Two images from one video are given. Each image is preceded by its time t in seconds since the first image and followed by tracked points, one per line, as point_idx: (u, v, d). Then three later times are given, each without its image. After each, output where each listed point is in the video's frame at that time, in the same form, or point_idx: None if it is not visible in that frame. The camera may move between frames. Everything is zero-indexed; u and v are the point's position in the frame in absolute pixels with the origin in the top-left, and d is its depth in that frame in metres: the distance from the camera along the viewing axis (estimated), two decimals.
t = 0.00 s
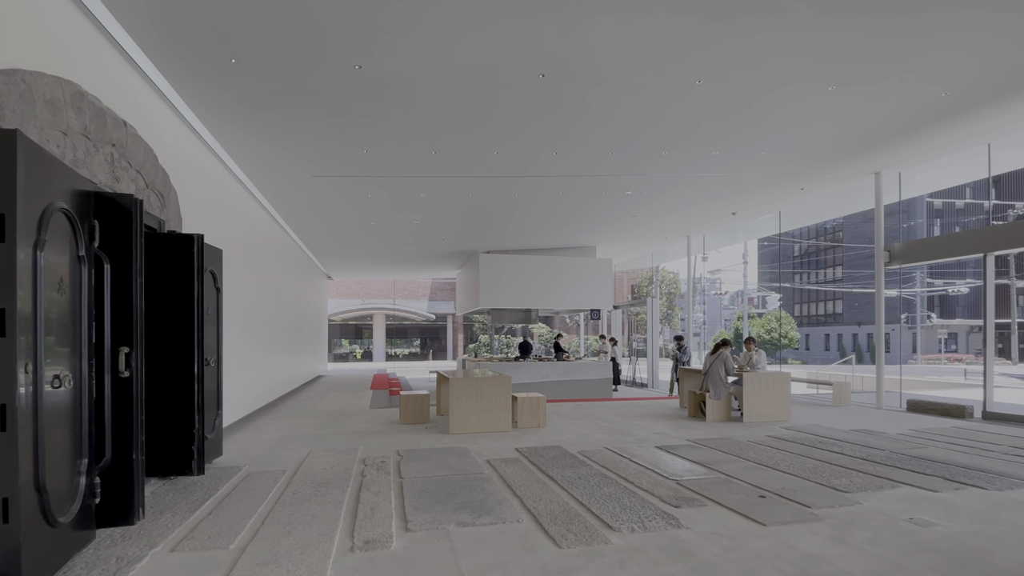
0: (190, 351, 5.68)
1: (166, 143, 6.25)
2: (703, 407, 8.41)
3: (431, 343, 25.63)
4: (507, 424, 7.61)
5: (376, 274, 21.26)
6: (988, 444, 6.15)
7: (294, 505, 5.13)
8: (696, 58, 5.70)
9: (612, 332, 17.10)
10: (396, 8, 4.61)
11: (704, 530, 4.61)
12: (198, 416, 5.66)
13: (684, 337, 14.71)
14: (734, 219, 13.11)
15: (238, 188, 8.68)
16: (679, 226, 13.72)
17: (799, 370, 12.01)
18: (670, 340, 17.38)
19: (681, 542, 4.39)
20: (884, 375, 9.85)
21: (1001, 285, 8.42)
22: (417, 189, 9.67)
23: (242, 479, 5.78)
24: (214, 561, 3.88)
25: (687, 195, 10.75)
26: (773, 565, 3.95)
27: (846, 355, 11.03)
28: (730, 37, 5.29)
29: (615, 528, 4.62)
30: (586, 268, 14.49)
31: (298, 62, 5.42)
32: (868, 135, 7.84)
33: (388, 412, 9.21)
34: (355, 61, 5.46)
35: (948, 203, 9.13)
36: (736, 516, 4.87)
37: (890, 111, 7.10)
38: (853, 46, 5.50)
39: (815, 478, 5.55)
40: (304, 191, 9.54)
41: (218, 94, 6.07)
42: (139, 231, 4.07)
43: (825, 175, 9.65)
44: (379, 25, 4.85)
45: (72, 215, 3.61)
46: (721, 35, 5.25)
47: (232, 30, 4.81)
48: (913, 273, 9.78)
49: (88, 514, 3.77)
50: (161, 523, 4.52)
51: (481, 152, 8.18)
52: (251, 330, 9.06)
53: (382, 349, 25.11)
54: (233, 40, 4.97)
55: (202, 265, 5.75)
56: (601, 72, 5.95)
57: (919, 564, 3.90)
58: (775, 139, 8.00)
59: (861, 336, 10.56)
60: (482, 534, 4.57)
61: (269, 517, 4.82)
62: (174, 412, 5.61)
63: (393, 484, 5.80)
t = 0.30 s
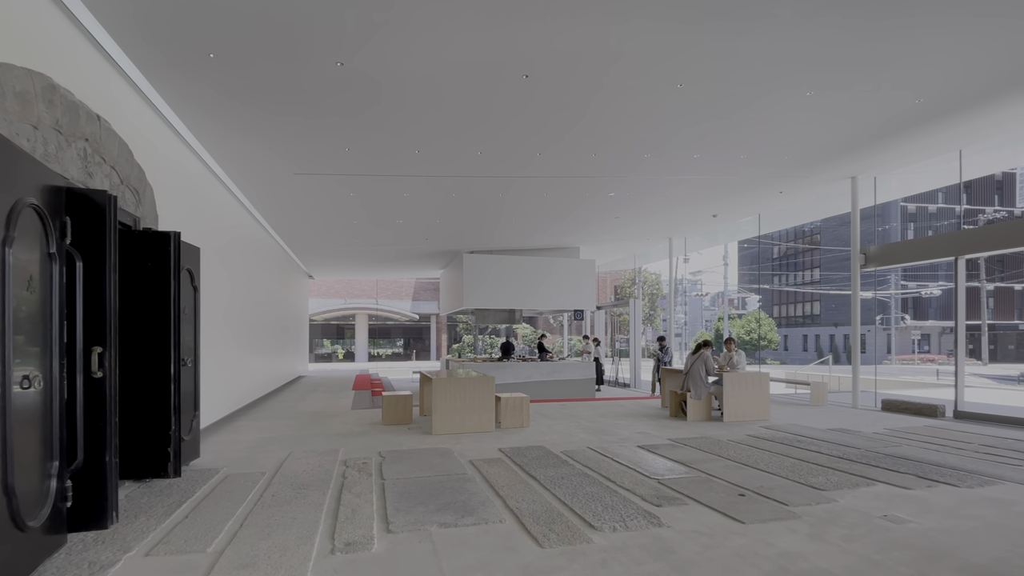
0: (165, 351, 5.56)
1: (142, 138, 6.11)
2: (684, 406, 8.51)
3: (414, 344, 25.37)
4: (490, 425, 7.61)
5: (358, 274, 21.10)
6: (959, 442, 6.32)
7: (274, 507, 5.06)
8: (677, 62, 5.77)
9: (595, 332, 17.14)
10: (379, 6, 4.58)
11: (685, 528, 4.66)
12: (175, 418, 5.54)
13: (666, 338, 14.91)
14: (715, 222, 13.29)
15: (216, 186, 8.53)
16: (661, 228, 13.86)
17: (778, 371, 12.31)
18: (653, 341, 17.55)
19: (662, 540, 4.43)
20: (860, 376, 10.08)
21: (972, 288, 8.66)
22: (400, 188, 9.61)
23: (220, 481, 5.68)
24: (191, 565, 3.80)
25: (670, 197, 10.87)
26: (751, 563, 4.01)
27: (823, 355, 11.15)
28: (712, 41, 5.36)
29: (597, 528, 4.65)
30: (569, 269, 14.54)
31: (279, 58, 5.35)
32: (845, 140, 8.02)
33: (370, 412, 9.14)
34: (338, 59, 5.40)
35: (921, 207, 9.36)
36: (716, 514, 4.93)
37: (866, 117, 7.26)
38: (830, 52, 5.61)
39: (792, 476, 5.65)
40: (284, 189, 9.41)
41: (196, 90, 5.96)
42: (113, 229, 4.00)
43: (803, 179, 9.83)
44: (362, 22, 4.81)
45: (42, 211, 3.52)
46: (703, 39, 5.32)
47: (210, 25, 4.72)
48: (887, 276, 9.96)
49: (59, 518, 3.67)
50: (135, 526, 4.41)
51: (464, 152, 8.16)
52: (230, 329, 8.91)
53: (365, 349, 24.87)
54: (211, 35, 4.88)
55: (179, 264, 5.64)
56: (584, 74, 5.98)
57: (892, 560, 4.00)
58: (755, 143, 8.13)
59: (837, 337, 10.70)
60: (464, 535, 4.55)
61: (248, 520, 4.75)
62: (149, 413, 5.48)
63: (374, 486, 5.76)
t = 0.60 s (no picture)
0: (138, 351, 5.43)
1: (115, 133, 5.96)
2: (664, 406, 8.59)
3: (395, 343, 25.46)
4: (472, 425, 7.59)
5: (339, 273, 20.89)
6: (931, 441, 6.49)
7: (251, 510, 4.98)
8: (659, 65, 5.82)
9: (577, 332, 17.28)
10: (360, 3, 4.54)
11: (664, 527, 4.71)
12: (148, 420, 5.41)
13: (647, 338, 15.05)
14: (695, 224, 13.47)
15: (192, 182, 8.36)
16: (642, 230, 13.98)
17: (756, 371, 12.50)
18: (634, 341, 17.71)
19: (642, 539, 4.46)
20: (835, 376, 10.31)
21: (942, 290, 8.95)
22: (381, 187, 9.54)
23: (195, 484, 5.57)
24: (165, 570, 3.72)
25: (652, 199, 10.99)
26: (729, 561, 4.06)
27: (799, 356, 11.17)
28: (693, 46, 5.43)
29: (578, 528, 4.66)
30: (552, 270, 14.58)
31: (257, 53, 5.26)
32: (821, 145, 8.19)
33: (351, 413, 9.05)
34: (318, 55, 5.34)
35: (894, 211, 9.54)
36: (695, 513, 4.99)
37: (841, 123, 7.42)
38: (806, 58, 5.72)
39: (769, 474, 5.74)
40: (262, 186, 9.26)
41: (171, 84, 5.83)
42: (84, 225, 3.91)
43: (781, 182, 10.01)
44: (343, 19, 4.76)
45: (9, 206, 3.42)
46: (684, 43, 5.38)
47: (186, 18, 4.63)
48: (862, 278, 10.27)
49: (27, 522, 3.58)
50: (106, 530, 4.29)
51: (446, 152, 8.13)
52: (207, 329, 8.75)
53: (346, 349, 24.72)
54: (187, 28, 4.78)
55: (153, 261, 5.51)
56: (567, 76, 6.00)
57: (866, 556, 4.08)
58: (735, 147, 8.25)
59: (814, 338, 10.94)
60: (445, 536, 4.53)
61: (224, 523, 4.66)
62: (121, 415, 5.35)
63: (354, 487, 5.70)
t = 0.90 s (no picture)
0: (110, 351, 5.28)
1: (85, 126, 5.79)
2: (644, 406, 8.67)
3: (377, 343, 24.73)
4: (453, 426, 7.56)
5: (318, 272, 20.64)
6: (901, 439, 6.68)
7: (227, 513, 4.88)
8: (639, 68, 5.89)
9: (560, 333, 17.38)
10: None
11: (644, 526, 4.75)
12: (120, 421, 5.27)
13: (628, 339, 15.18)
14: (675, 226, 13.63)
15: (167, 178, 8.17)
16: (623, 231, 14.08)
17: (734, 371, 12.67)
18: (615, 342, 17.86)
19: (621, 538, 4.50)
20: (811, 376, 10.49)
21: (913, 293, 9.19)
22: (362, 186, 9.45)
23: (168, 487, 5.44)
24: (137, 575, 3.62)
25: (633, 202, 11.11)
26: (706, 558, 4.12)
27: (776, 356, 11.53)
28: (673, 50, 5.49)
29: (558, 527, 4.68)
30: (534, 270, 14.61)
31: (235, 48, 5.17)
32: (798, 150, 8.36)
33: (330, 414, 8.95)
34: (298, 51, 5.27)
35: (867, 215, 9.82)
36: (674, 512, 5.05)
37: (816, 128, 7.58)
38: (783, 65, 5.84)
39: (746, 473, 5.84)
40: (239, 183, 9.10)
41: (145, 78, 5.69)
42: (52, 219, 3.81)
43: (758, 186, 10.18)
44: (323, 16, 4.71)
45: None
46: (664, 47, 5.44)
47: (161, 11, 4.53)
48: (836, 280, 10.47)
49: None
50: (76, 535, 4.17)
51: (427, 151, 8.09)
52: (182, 329, 8.56)
53: (325, 349, 24.30)
54: (163, 21, 4.67)
55: (125, 259, 5.38)
56: (548, 77, 6.03)
57: (838, 552, 4.18)
58: (713, 151, 8.37)
59: (789, 338, 11.22)
60: (425, 537, 4.51)
61: (199, 526, 4.57)
62: (91, 416, 5.21)
63: (333, 489, 5.63)
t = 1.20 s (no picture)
0: (78, 351, 5.13)
1: (54, 119, 5.61)
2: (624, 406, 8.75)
3: (357, 343, 24.52)
4: (434, 426, 7.52)
5: (297, 270, 20.35)
6: (873, 438, 6.86)
7: (201, 515, 4.78)
8: (620, 71, 5.94)
9: (542, 333, 17.45)
10: None
11: (623, 524, 4.80)
12: (89, 422, 5.13)
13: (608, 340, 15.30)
14: (655, 228, 13.79)
15: (139, 172, 7.97)
16: (603, 232, 14.15)
17: (711, 371, 12.91)
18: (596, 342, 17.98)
19: (601, 537, 4.53)
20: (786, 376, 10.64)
21: (884, 295, 9.42)
22: (342, 183, 9.35)
23: (140, 489, 5.30)
24: None
25: (615, 204, 11.21)
26: (685, 556, 4.17)
27: (752, 357, 11.76)
28: (653, 53, 5.56)
29: (539, 527, 4.70)
30: (517, 271, 14.62)
31: (211, 42, 5.08)
32: (774, 154, 8.53)
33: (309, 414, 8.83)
34: (276, 45, 5.19)
35: (841, 219, 10.06)
36: (653, 510, 5.10)
37: (792, 133, 7.74)
38: (760, 70, 5.96)
39: (723, 471, 5.93)
40: (215, 179, 8.92)
41: (117, 70, 5.54)
42: (18, 214, 3.75)
43: (736, 189, 10.35)
44: (303, 11, 4.65)
45: None
46: (644, 50, 5.50)
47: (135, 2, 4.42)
48: (811, 282, 10.62)
49: None
50: (43, 539, 4.04)
51: (408, 149, 8.04)
52: (155, 328, 8.36)
53: (303, 349, 24.07)
54: (136, 12, 4.56)
55: (96, 255, 5.24)
56: (530, 78, 6.04)
57: (812, 549, 4.28)
58: (692, 154, 8.49)
59: (766, 339, 11.36)
60: (404, 538, 4.48)
61: (172, 529, 4.46)
62: (59, 418, 5.05)
63: (311, 491, 5.56)
